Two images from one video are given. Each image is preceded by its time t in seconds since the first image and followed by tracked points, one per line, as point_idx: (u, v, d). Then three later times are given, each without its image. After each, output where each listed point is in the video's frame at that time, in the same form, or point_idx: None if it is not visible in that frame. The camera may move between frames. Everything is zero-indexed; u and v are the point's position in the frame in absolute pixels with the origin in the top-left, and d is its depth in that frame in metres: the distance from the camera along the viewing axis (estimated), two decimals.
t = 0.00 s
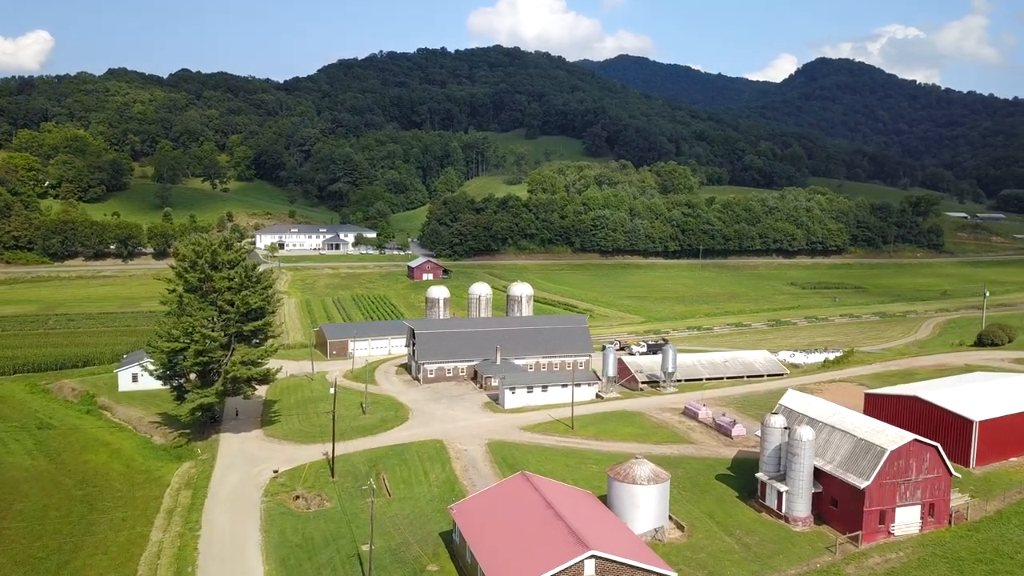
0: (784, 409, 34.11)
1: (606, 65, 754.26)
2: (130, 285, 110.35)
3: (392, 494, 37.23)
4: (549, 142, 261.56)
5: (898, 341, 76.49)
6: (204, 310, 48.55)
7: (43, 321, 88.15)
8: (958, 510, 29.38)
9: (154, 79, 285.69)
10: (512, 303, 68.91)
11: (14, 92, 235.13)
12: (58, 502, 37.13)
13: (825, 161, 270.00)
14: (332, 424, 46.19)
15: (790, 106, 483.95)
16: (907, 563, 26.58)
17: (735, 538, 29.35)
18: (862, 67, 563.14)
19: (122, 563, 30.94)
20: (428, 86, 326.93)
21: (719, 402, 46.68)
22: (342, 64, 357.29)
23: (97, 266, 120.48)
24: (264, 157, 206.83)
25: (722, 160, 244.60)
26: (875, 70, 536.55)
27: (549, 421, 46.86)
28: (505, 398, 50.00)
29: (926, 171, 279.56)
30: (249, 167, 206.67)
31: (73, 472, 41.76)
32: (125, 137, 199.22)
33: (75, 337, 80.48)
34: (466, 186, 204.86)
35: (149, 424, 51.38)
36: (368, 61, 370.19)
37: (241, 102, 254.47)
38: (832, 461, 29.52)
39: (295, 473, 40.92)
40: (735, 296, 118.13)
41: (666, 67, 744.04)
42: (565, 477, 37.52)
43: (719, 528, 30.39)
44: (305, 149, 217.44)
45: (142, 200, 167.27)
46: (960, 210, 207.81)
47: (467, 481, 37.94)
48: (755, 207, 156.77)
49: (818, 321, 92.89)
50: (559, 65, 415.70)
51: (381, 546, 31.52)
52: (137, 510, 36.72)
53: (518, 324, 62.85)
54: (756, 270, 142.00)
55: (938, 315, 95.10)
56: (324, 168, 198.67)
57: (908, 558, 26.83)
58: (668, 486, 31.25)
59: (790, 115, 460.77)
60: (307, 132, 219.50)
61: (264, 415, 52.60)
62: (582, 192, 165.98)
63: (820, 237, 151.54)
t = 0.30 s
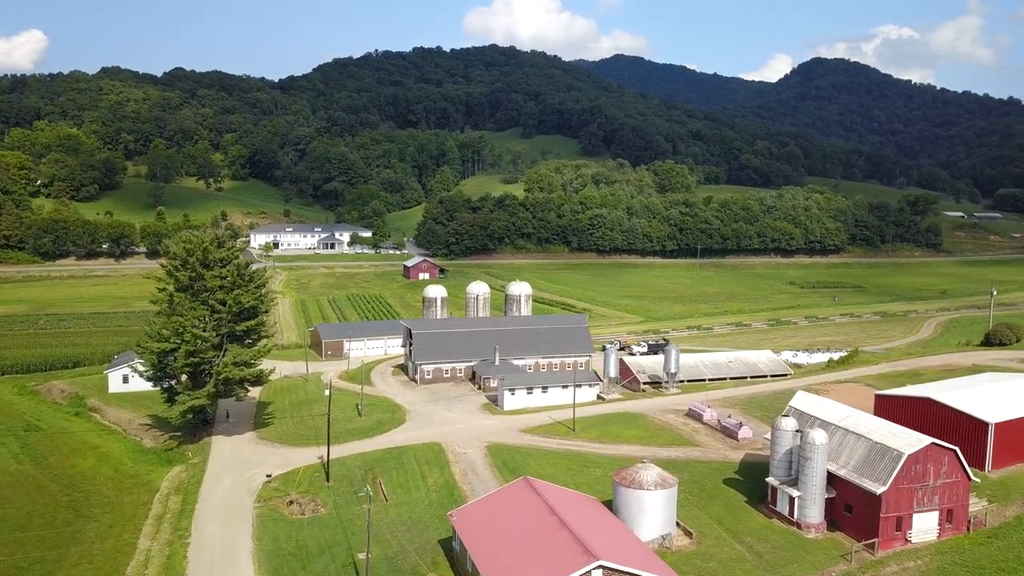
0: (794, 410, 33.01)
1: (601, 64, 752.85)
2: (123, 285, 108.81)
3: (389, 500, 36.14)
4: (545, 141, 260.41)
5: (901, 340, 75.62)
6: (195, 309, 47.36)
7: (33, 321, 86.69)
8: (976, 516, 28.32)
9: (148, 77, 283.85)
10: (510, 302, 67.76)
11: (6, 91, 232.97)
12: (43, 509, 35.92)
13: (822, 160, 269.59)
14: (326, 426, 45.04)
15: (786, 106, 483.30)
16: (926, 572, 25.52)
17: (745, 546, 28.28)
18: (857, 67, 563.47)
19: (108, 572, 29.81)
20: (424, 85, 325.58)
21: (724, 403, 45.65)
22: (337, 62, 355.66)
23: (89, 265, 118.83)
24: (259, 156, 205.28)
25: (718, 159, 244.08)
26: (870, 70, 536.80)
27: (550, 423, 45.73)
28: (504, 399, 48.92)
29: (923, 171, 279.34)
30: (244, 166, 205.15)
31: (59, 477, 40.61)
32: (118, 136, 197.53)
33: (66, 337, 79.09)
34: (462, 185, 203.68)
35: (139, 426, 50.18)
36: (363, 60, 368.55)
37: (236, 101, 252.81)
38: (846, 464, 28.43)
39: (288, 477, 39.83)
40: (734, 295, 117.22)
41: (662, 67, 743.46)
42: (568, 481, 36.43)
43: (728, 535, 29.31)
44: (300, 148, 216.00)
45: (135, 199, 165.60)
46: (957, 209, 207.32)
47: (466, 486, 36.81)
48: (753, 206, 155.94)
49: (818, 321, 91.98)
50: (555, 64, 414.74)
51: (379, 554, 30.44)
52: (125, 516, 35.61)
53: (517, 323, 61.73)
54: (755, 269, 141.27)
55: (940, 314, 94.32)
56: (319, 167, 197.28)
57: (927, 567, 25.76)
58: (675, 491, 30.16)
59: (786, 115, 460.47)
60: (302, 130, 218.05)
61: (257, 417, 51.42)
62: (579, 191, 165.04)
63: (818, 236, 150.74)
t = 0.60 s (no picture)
0: (805, 412, 31.92)
1: (596, 64, 751.75)
2: (115, 284, 107.22)
3: (385, 506, 35.05)
4: (541, 140, 259.31)
5: (904, 340, 74.75)
6: (185, 309, 46.08)
7: (23, 321, 85.16)
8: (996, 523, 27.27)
9: (141, 76, 281.78)
10: (509, 301, 66.62)
11: None
12: (27, 517, 34.77)
13: (818, 159, 269.14)
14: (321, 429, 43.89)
15: (782, 105, 483.00)
16: None
17: (757, 553, 27.25)
18: (852, 67, 563.58)
19: None
20: (419, 84, 324.20)
21: (728, 404, 44.63)
22: (332, 61, 353.87)
23: (81, 265, 117.12)
24: (253, 155, 203.67)
25: (715, 158, 243.42)
26: (866, 70, 537.09)
27: (551, 425, 44.65)
28: (503, 401, 47.83)
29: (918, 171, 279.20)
30: (238, 165, 203.55)
31: (45, 482, 39.50)
32: (111, 134, 195.66)
33: (56, 337, 77.58)
34: (458, 184, 202.42)
35: (129, 429, 48.95)
36: (358, 59, 366.81)
37: (230, 99, 250.95)
38: (861, 469, 27.34)
39: (281, 482, 38.69)
40: (732, 295, 116.26)
41: (657, 67, 743.16)
42: (570, 485, 35.31)
43: (738, 542, 28.23)
44: (294, 147, 214.43)
45: (128, 198, 163.82)
46: (954, 209, 206.81)
47: (466, 491, 35.71)
48: (751, 205, 155.08)
49: (818, 321, 91.08)
50: (551, 64, 413.74)
51: (375, 563, 29.33)
52: (111, 523, 34.54)
53: (515, 323, 60.58)
54: (753, 268, 140.52)
55: (941, 313, 93.55)
56: (314, 166, 195.90)
57: None
58: (683, 497, 29.05)
59: (782, 115, 460.21)
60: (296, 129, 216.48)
61: (250, 419, 50.23)
62: (576, 190, 163.95)
63: (816, 235, 150.01)
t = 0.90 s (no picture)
0: (816, 413, 30.83)
1: (591, 64, 750.61)
2: (106, 284, 105.60)
3: (381, 511, 33.99)
4: (537, 139, 258.09)
5: (906, 340, 73.87)
6: (174, 308, 44.77)
7: (12, 321, 83.58)
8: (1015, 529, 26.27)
9: (134, 75, 279.53)
10: (506, 300, 65.50)
11: None
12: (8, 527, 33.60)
13: (814, 159, 268.72)
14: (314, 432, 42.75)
15: (777, 105, 482.50)
16: None
17: (768, 561, 26.19)
18: (847, 67, 563.75)
19: None
20: (414, 83, 322.62)
21: (732, 405, 43.65)
22: (326, 60, 351.88)
23: (71, 264, 115.39)
24: (247, 154, 202.09)
25: (711, 157, 242.80)
26: (860, 69, 537.46)
27: (552, 427, 43.56)
28: (502, 402, 46.75)
29: (913, 170, 279.08)
30: (232, 164, 201.91)
31: (28, 487, 38.32)
32: (104, 133, 193.79)
33: (46, 338, 76.13)
34: (453, 183, 201.18)
35: (117, 431, 47.67)
36: (353, 58, 364.83)
37: (223, 98, 249.17)
38: (876, 473, 26.25)
39: (273, 487, 37.56)
40: (730, 294, 115.32)
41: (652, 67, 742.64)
42: (572, 490, 34.21)
43: (749, 549, 27.13)
44: (288, 146, 212.70)
45: (120, 197, 161.97)
46: (951, 208, 206.33)
47: (464, 495, 34.62)
48: (748, 204, 154.30)
49: (818, 320, 90.10)
50: (546, 63, 412.50)
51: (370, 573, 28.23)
52: (96, 532, 33.47)
53: (513, 323, 59.42)
54: (750, 267, 139.70)
55: (942, 312, 92.72)
56: (308, 165, 194.44)
57: None
58: (691, 503, 27.89)
59: (777, 114, 459.88)
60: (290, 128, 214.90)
61: (242, 423, 49.04)
62: (572, 189, 162.96)
63: (813, 234, 149.24)
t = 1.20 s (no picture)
0: (822, 414, 29.86)
1: (581, 64, 749.70)
2: (91, 284, 103.63)
3: (372, 518, 32.84)
4: (528, 138, 257.01)
5: (901, 338, 73.28)
6: (157, 307, 43.36)
7: None
8: None
9: (120, 73, 276.40)
10: (499, 299, 64.34)
11: None
12: None
13: (804, 158, 268.99)
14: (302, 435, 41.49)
15: (766, 105, 483.41)
16: None
17: (775, 568, 25.23)
18: (835, 67, 565.59)
19: None
20: (403, 82, 320.83)
21: (732, 405, 42.72)
22: (315, 59, 349.39)
23: (56, 264, 113.33)
24: (235, 153, 200.09)
25: (702, 157, 242.44)
26: (848, 70, 539.50)
27: (547, 429, 42.48)
28: (495, 404, 45.65)
29: (902, 169, 279.74)
30: (220, 163, 199.80)
31: (4, 494, 36.96)
32: (90, 132, 191.20)
33: (28, 339, 74.36)
34: (444, 182, 199.85)
35: (99, 435, 46.27)
36: (342, 57, 362.59)
37: (211, 97, 246.66)
38: (888, 477, 25.27)
39: (260, 493, 36.32)
40: (724, 293, 114.59)
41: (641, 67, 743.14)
42: (570, 494, 33.12)
43: (755, 556, 26.13)
44: (277, 145, 210.76)
45: (106, 196, 159.67)
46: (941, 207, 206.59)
47: (458, 500, 33.51)
48: (740, 203, 153.78)
49: (812, 319, 89.41)
50: (536, 62, 411.43)
51: None
52: (73, 541, 32.32)
53: (507, 322, 58.29)
54: (742, 266, 139.15)
55: (936, 311, 92.19)
56: (297, 164, 192.59)
57: None
58: (695, 507, 26.84)
59: (767, 114, 460.73)
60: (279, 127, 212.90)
61: (228, 425, 47.73)
62: (563, 187, 162.03)
63: (805, 233, 148.98)
